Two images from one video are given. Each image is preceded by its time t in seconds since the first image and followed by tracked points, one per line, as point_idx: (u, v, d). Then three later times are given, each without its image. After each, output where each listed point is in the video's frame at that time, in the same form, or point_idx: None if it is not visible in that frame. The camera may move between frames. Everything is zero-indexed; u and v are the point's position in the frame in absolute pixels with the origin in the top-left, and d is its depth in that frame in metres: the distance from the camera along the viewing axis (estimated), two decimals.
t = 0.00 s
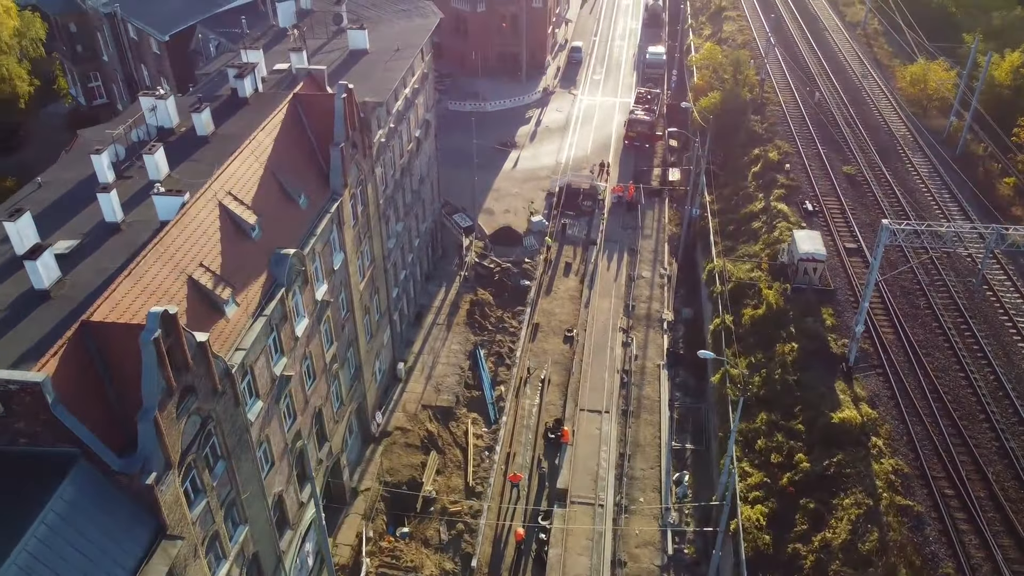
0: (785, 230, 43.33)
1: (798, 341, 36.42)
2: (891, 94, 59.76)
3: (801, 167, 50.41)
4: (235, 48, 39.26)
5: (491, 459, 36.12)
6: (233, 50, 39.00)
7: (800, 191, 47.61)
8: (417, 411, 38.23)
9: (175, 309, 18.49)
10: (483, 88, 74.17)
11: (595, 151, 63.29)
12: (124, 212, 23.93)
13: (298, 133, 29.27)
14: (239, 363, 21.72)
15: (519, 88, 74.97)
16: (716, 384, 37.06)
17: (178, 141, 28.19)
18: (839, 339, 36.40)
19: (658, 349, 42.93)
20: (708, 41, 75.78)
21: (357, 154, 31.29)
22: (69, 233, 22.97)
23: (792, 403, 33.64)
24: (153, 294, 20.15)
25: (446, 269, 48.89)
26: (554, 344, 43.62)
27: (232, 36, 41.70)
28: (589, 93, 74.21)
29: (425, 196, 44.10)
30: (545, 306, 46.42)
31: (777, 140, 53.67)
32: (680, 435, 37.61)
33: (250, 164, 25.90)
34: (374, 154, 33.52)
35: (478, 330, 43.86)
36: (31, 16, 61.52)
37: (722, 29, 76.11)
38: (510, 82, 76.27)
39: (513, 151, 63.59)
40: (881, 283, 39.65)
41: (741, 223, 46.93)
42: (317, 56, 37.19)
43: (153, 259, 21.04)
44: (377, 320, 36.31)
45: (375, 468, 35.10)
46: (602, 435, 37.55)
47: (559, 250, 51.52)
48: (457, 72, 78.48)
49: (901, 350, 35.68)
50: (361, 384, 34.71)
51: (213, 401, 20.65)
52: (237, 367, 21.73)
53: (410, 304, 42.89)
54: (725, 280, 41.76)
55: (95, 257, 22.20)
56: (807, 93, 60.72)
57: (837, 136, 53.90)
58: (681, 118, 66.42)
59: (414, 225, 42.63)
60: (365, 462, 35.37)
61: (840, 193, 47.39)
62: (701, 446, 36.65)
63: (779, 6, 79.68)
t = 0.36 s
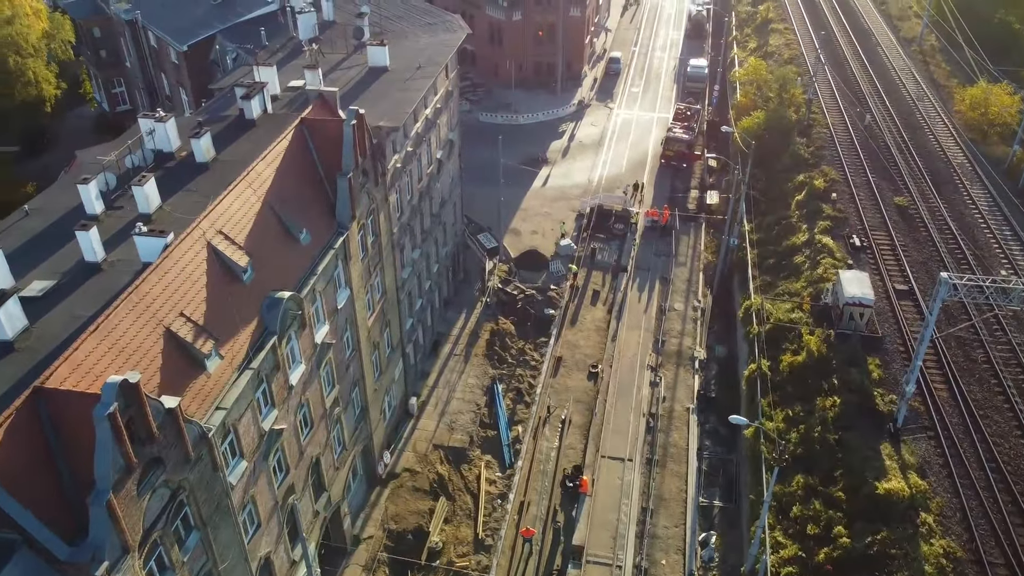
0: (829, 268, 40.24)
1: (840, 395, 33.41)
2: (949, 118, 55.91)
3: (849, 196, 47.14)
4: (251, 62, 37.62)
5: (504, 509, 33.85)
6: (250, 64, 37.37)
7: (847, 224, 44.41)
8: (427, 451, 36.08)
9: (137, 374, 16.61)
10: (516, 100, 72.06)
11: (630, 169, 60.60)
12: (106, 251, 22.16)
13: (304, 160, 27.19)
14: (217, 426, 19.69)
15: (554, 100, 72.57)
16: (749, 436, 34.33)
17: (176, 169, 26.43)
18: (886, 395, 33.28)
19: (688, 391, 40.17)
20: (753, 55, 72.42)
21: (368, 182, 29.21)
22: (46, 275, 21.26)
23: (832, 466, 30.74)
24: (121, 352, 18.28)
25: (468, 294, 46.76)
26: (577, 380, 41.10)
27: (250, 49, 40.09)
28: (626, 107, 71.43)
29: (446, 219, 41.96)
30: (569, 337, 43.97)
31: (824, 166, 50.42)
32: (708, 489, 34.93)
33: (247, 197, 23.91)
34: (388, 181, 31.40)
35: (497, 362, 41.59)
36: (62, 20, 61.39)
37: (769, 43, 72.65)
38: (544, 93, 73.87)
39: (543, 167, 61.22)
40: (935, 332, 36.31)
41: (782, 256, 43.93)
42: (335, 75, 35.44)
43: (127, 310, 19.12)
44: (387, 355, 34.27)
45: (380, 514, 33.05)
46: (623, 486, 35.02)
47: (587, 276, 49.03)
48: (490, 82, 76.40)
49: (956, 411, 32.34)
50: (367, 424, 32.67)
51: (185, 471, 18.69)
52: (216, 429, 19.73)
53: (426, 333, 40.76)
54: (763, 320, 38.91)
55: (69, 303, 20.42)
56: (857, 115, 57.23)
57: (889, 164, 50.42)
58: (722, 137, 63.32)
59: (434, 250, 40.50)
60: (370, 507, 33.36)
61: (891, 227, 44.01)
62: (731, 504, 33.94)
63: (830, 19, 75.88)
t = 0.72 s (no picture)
0: (872, 311, 37.12)
1: (878, 457, 30.44)
2: (1008, 144, 51.97)
3: (896, 230, 43.81)
4: (262, 76, 35.98)
5: (507, 562, 31.53)
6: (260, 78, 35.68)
7: (893, 261, 41.15)
8: (430, 493, 33.96)
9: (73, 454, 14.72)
10: (547, 112, 69.71)
11: (662, 188, 57.77)
12: (71, 292, 20.48)
13: (299, 189, 25.20)
14: (175, 498, 17.72)
15: (586, 112, 70.01)
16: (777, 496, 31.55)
17: (162, 197, 24.75)
18: (930, 460, 30.20)
19: (713, 437, 37.38)
20: (797, 70, 68.97)
21: (369, 213, 27.16)
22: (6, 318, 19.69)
23: (867, 540, 27.90)
24: (65, 417, 16.47)
25: (484, 320, 44.56)
26: (594, 420, 38.59)
27: (264, 61, 38.46)
28: (662, 121, 68.55)
29: (462, 243, 39.79)
30: (588, 371, 41.49)
31: (869, 195, 47.09)
32: (730, 550, 32.24)
33: (228, 234, 22.03)
34: (393, 210, 29.30)
35: (510, 397, 39.29)
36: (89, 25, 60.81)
37: (815, 57, 69.09)
38: (577, 104, 71.36)
39: (572, 184, 58.76)
40: (989, 391, 32.97)
41: (820, 293, 40.85)
42: (346, 92, 33.59)
43: (79, 368, 17.31)
44: (390, 392, 32.23)
45: (375, 563, 31.00)
46: (637, 542, 32.49)
47: (611, 304, 46.43)
48: (522, 91, 74.17)
49: (1009, 483, 29.15)
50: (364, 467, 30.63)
51: (134, 549, 16.80)
52: (172, 499, 17.76)
53: (436, 364, 38.63)
54: (796, 366, 36.01)
55: (23, 352, 18.75)
56: (907, 139, 53.65)
57: (940, 195, 46.87)
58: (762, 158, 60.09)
59: (447, 277, 38.37)
60: (365, 553, 31.34)
61: (942, 266, 40.61)
62: (754, 569, 31.22)
63: (881, 34, 72.01)
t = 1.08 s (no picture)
0: (913, 361, 34.02)
1: (912, 531, 27.57)
2: None
3: (945, 269, 40.46)
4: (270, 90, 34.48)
5: None
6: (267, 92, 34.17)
7: (940, 303, 37.89)
8: (425, 538, 32.00)
9: None
10: (580, 125, 67.32)
11: (696, 210, 54.94)
12: (22, 334, 19.02)
13: (284, 220, 23.40)
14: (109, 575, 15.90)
15: (621, 126, 67.40)
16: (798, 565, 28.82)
17: (138, 226, 23.21)
18: (971, 537, 27.20)
19: (733, 489, 34.69)
20: (845, 87, 65.34)
21: (362, 245, 25.28)
22: None
23: None
24: None
25: (498, 348, 42.46)
26: (606, 463, 36.21)
27: (275, 73, 36.91)
28: (699, 138, 65.55)
29: (474, 269, 37.76)
30: (604, 408, 39.11)
31: (917, 228, 43.75)
32: None
33: (198, 273, 20.35)
34: (391, 240, 27.37)
35: (519, 434, 37.13)
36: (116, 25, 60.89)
37: (865, 74, 65.37)
38: (611, 117, 68.79)
39: (600, 203, 56.33)
40: None
41: (857, 335, 37.82)
42: (354, 110, 31.83)
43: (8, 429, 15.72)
44: (385, 431, 30.34)
45: None
46: None
47: (633, 334, 43.93)
48: (555, 102, 71.86)
49: None
50: (353, 512, 28.78)
51: None
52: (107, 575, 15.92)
53: (442, 396, 36.66)
54: (827, 418, 33.18)
55: None
56: (961, 167, 50.00)
57: (996, 232, 43.30)
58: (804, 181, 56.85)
59: (456, 305, 36.38)
60: None
61: (994, 313, 37.24)
62: None
63: (937, 51, 67.93)
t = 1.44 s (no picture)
0: (952, 420, 30.98)
1: None
2: None
3: (995, 314, 37.06)
4: (274, 105, 33.06)
5: None
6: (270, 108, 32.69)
7: (987, 354, 34.61)
8: None
9: None
10: (612, 139, 64.79)
11: (729, 235, 52.00)
12: None
13: (259, 254, 21.75)
14: None
15: (655, 141, 64.68)
16: None
17: (106, 256, 21.85)
18: None
19: (748, 547, 32.09)
20: (896, 108, 61.50)
21: (346, 281, 23.52)
22: None
23: None
24: None
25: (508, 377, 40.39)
26: (613, 510, 33.94)
27: (285, 86, 35.53)
28: (737, 156, 62.28)
29: (483, 297, 35.74)
30: (614, 449, 36.78)
31: (966, 267, 40.32)
32: None
33: (152, 316, 18.80)
34: (381, 273, 25.53)
35: (522, 473, 35.02)
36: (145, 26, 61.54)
37: (918, 93, 61.39)
38: (647, 131, 66.07)
39: (628, 224, 53.83)
40: None
41: (893, 385, 34.81)
42: (355, 129, 30.15)
43: None
44: (372, 472, 28.57)
45: None
46: None
47: (652, 368, 41.44)
48: (589, 114, 69.41)
49: None
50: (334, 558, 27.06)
51: None
52: None
53: (443, 430, 34.74)
54: (853, 478, 30.41)
55: None
56: (1019, 200, 46.23)
57: None
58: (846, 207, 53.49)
59: (461, 335, 34.43)
60: None
61: None
62: None
63: (998, 71, 63.63)
